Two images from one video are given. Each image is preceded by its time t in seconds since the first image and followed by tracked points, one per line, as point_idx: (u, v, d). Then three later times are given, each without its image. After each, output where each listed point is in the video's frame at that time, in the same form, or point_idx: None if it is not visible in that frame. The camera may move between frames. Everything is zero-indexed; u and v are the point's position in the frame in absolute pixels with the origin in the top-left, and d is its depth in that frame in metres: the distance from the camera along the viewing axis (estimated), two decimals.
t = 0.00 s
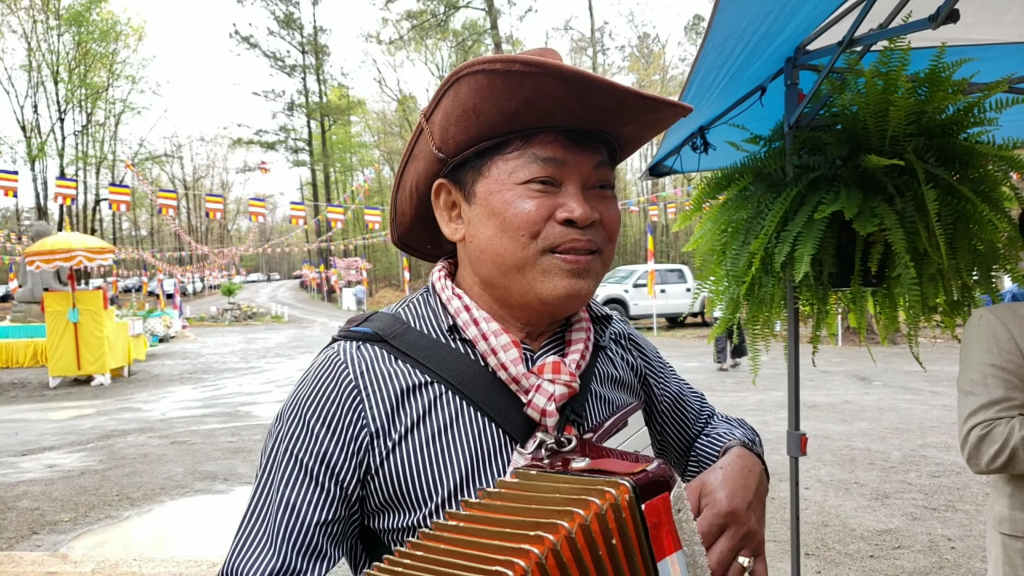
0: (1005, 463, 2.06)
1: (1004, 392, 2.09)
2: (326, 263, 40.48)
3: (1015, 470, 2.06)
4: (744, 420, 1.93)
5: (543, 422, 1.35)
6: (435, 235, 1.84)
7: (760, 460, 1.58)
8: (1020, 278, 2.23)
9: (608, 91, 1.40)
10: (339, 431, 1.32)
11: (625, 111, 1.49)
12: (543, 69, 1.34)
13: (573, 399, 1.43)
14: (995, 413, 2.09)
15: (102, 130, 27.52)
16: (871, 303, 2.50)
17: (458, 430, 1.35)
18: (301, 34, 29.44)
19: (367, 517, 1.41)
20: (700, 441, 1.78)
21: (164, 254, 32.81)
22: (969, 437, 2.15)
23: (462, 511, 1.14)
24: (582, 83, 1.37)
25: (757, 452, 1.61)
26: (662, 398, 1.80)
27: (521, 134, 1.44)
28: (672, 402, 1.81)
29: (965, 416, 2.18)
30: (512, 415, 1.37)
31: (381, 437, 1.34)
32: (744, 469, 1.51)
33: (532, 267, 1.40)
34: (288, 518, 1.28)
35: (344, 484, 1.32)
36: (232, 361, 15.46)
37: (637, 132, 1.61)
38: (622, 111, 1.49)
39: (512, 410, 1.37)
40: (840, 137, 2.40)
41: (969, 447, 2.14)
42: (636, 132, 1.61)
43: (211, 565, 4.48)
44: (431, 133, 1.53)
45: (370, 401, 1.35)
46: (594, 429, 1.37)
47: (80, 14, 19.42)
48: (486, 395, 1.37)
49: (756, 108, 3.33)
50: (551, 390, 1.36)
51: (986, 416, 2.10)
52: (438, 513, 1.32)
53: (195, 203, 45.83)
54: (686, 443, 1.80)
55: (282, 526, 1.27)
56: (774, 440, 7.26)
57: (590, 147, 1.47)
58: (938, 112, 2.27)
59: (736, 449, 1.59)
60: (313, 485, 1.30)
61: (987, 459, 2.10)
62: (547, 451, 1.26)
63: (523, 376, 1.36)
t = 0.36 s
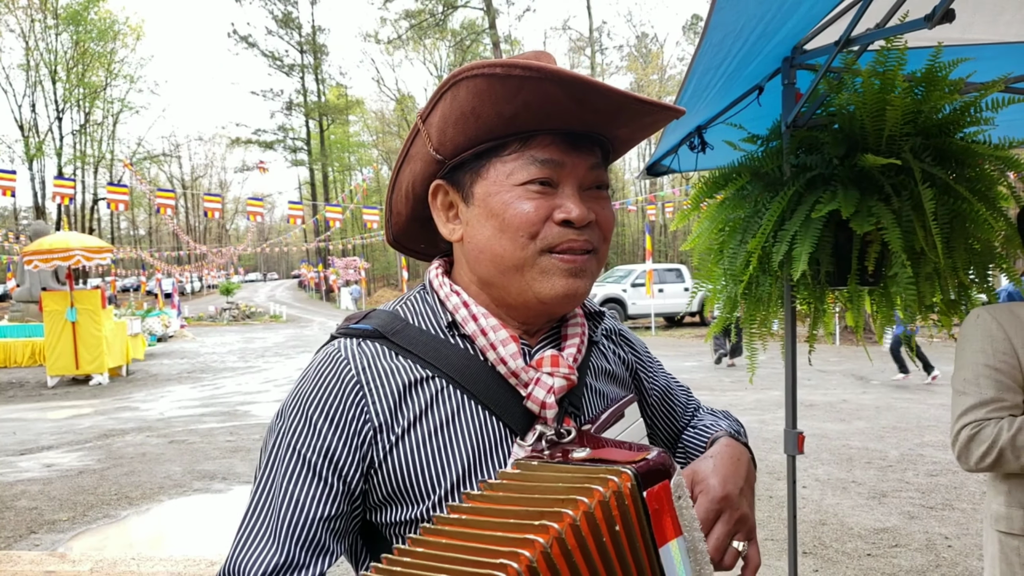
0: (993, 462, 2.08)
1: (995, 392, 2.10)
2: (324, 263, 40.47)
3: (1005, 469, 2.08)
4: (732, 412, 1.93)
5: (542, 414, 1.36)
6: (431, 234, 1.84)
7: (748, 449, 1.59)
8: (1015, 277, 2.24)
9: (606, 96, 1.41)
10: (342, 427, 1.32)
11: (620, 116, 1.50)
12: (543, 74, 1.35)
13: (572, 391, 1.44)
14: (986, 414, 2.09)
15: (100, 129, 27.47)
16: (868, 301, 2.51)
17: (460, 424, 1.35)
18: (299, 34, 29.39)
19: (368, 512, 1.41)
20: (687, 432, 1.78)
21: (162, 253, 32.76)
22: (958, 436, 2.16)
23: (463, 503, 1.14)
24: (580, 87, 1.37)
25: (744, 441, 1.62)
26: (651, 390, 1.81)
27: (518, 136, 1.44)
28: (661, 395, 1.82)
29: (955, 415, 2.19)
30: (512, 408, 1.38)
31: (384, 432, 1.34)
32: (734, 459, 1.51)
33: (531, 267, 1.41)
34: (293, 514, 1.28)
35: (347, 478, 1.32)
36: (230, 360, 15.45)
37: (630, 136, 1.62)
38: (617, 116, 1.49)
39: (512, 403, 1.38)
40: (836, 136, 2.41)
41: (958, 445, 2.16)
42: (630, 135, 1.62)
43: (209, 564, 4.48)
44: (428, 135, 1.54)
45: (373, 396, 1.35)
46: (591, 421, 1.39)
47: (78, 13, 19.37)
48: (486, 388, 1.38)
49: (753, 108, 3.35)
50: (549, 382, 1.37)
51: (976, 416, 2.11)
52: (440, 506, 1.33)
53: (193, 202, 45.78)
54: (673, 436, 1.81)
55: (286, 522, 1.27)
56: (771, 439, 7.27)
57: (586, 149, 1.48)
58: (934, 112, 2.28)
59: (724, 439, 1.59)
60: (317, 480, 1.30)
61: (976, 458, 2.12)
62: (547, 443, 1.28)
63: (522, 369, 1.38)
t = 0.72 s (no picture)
0: (1004, 458, 2.07)
1: (1001, 388, 2.11)
2: (323, 262, 40.46)
3: (1014, 465, 2.07)
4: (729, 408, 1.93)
5: (544, 413, 1.36)
6: (429, 233, 1.84)
7: (745, 445, 1.59)
8: (1013, 276, 2.25)
9: (605, 90, 1.41)
10: (343, 427, 1.32)
11: (618, 110, 1.49)
12: (542, 69, 1.34)
13: (572, 390, 1.44)
14: (992, 409, 2.10)
15: (99, 128, 27.45)
16: (865, 300, 2.51)
17: (461, 423, 1.35)
18: (298, 33, 29.37)
19: (369, 513, 1.41)
20: (684, 428, 1.78)
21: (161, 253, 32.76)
22: (967, 434, 2.16)
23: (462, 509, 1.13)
24: (579, 83, 1.37)
25: (741, 438, 1.62)
26: (648, 386, 1.81)
27: (517, 133, 1.44)
28: (658, 391, 1.81)
29: (963, 413, 2.19)
30: (512, 407, 1.38)
31: (385, 433, 1.34)
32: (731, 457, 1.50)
33: (532, 264, 1.40)
34: (293, 514, 1.27)
35: (348, 479, 1.32)
36: (229, 359, 15.45)
37: (627, 131, 1.62)
38: (615, 111, 1.49)
39: (513, 402, 1.38)
40: (834, 136, 2.41)
41: (969, 443, 2.15)
42: (627, 131, 1.62)
43: (206, 563, 4.47)
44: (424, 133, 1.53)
45: (373, 397, 1.35)
46: (592, 420, 1.38)
47: (77, 12, 19.34)
48: (487, 386, 1.38)
49: (751, 107, 3.35)
50: (550, 382, 1.37)
51: (984, 412, 2.12)
52: (442, 507, 1.33)
53: (192, 201, 45.75)
54: (670, 432, 1.81)
55: (286, 524, 1.26)
56: (769, 439, 7.27)
57: (585, 145, 1.48)
58: (933, 111, 2.28)
59: (724, 437, 1.59)
60: (317, 481, 1.29)
61: (987, 455, 2.11)
62: (548, 441, 1.27)
63: (523, 370, 1.38)
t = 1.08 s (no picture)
0: (1017, 460, 2.02)
1: (1013, 388, 2.06)
2: (319, 261, 40.30)
3: None
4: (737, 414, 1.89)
5: (550, 423, 1.30)
6: (427, 230, 1.78)
7: (762, 454, 1.54)
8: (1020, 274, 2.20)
9: (611, 86, 1.34)
10: (338, 440, 1.26)
11: (624, 105, 1.42)
12: (542, 66, 1.28)
13: (579, 397, 1.38)
14: (1003, 411, 2.06)
15: (93, 125, 27.23)
16: (870, 300, 2.46)
17: (463, 435, 1.29)
18: (294, 31, 29.20)
19: (368, 527, 1.35)
20: (695, 435, 1.73)
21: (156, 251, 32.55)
22: (981, 436, 2.11)
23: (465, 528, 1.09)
24: (580, 78, 1.30)
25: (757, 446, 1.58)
26: (656, 390, 1.74)
27: (518, 130, 1.38)
28: (667, 395, 1.75)
29: (976, 415, 2.15)
30: (517, 416, 1.32)
31: (383, 445, 1.28)
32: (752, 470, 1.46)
33: (532, 268, 1.35)
34: (286, 532, 1.21)
35: (344, 494, 1.26)
36: (224, 359, 15.35)
37: (636, 124, 1.55)
38: (621, 106, 1.42)
39: (517, 411, 1.32)
40: (840, 131, 2.36)
41: (983, 445, 2.10)
42: (635, 124, 1.55)
43: (200, 565, 4.40)
44: (422, 129, 1.47)
45: (371, 407, 1.29)
46: (601, 427, 1.33)
47: (70, 9, 19.12)
48: (489, 395, 1.32)
49: (754, 102, 3.30)
50: (556, 389, 1.31)
51: (995, 414, 2.07)
52: (443, 523, 1.27)
53: (187, 199, 45.49)
54: (679, 437, 1.75)
55: (278, 540, 1.21)
56: (768, 438, 7.23)
57: (590, 142, 1.41)
58: (939, 107, 2.23)
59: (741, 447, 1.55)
60: (312, 497, 1.24)
61: (1001, 457, 2.06)
62: (556, 451, 1.23)
63: (528, 376, 1.32)
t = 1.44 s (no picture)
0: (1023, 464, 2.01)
1: (1018, 390, 2.03)
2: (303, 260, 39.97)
3: None
4: (756, 427, 1.82)
5: (563, 437, 1.24)
6: (427, 223, 1.71)
7: (783, 474, 1.47)
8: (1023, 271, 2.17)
9: (638, 62, 1.27)
10: (331, 455, 1.18)
11: (648, 86, 1.36)
12: (567, 40, 1.20)
13: (595, 407, 1.31)
14: (1009, 414, 2.03)
15: (72, 122, 26.74)
16: (868, 299, 2.42)
17: (467, 451, 1.22)
18: (277, 27, 28.87)
19: (364, 548, 1.27)
20: (710, 448, 1.66)
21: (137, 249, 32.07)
22: (985, 441, 2.09)
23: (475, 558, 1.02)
24: (606, 54, 1.23)
25: (779, 465, 1.50)
26: (671, 398, 1.69)
27: (535, 114, 1.31)
28: (682, 404, 1.70)
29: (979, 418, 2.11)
30: (528, 428, 1.25)
31: (381, 461, 1.21)
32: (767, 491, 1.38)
33: (551, 262, 1.27)
34: (274, 555, 1.13)
35: (338, 514, 1.18)
36: (206, 358, 15.13)
37: (656, 107, 1.48)
38: (644, 87, 1.36)
39: (528, 422, 1.26)
40: (841, 127, 2.31)
41: (986, 450, 2.08)
42: (655, 108, 1.48)
43: (183, 569, 4.29)
44: (426, 112, 1.39)
45: (368, 420, 1.21)
46: (617, 441, 1.26)
47: (48, 4, 18.28)
48: (497, 405, 1.25)
49: (752, 96, 3.24)
50: (570, 400, 1.24)
51: (1002, 418, 2.04)
52: (446, 546, 1.19)
53: (169, 197, 44.89)
54: (694, 449, 1.69)
55: (267, 565, 1.13)
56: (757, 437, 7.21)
57: (609, 128, 1.35)
58: (942, 103, 2.18)
59: (759, 467, 1.47)
60: (304, 517, 1.16)
61: (1006, 461, 2.04)
62: (571, 469, 1.15)
63: (540, 387, 1.26)
